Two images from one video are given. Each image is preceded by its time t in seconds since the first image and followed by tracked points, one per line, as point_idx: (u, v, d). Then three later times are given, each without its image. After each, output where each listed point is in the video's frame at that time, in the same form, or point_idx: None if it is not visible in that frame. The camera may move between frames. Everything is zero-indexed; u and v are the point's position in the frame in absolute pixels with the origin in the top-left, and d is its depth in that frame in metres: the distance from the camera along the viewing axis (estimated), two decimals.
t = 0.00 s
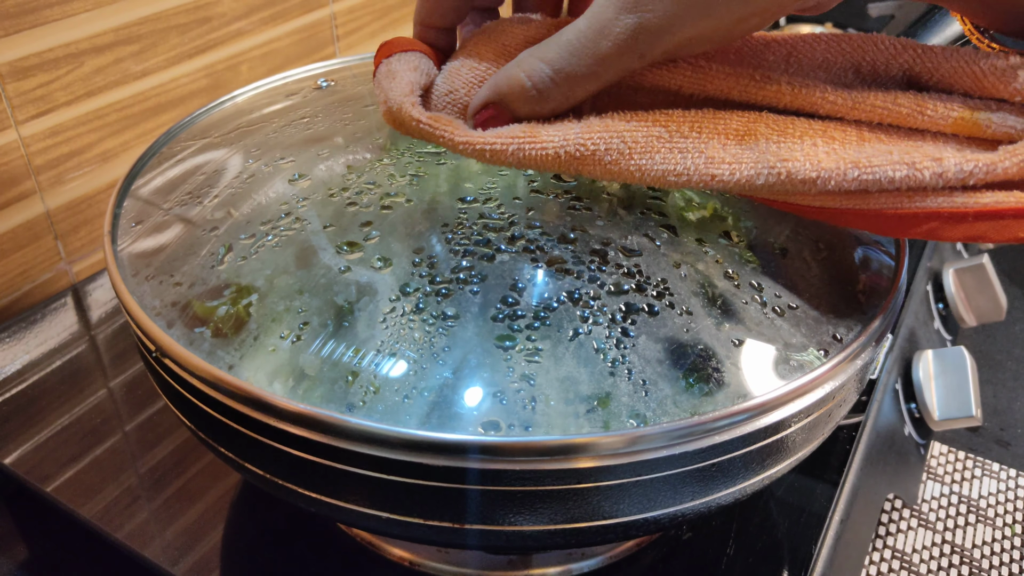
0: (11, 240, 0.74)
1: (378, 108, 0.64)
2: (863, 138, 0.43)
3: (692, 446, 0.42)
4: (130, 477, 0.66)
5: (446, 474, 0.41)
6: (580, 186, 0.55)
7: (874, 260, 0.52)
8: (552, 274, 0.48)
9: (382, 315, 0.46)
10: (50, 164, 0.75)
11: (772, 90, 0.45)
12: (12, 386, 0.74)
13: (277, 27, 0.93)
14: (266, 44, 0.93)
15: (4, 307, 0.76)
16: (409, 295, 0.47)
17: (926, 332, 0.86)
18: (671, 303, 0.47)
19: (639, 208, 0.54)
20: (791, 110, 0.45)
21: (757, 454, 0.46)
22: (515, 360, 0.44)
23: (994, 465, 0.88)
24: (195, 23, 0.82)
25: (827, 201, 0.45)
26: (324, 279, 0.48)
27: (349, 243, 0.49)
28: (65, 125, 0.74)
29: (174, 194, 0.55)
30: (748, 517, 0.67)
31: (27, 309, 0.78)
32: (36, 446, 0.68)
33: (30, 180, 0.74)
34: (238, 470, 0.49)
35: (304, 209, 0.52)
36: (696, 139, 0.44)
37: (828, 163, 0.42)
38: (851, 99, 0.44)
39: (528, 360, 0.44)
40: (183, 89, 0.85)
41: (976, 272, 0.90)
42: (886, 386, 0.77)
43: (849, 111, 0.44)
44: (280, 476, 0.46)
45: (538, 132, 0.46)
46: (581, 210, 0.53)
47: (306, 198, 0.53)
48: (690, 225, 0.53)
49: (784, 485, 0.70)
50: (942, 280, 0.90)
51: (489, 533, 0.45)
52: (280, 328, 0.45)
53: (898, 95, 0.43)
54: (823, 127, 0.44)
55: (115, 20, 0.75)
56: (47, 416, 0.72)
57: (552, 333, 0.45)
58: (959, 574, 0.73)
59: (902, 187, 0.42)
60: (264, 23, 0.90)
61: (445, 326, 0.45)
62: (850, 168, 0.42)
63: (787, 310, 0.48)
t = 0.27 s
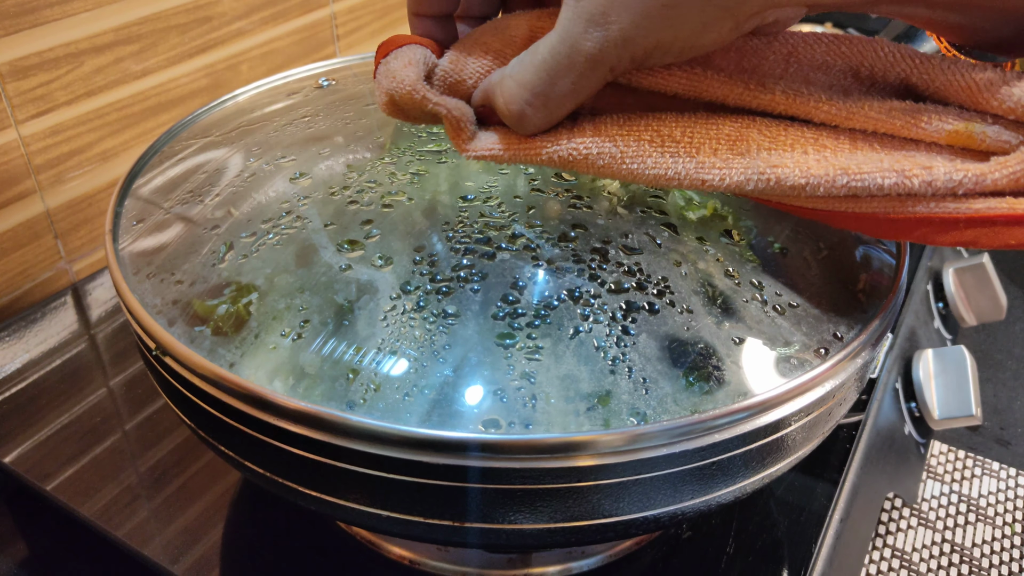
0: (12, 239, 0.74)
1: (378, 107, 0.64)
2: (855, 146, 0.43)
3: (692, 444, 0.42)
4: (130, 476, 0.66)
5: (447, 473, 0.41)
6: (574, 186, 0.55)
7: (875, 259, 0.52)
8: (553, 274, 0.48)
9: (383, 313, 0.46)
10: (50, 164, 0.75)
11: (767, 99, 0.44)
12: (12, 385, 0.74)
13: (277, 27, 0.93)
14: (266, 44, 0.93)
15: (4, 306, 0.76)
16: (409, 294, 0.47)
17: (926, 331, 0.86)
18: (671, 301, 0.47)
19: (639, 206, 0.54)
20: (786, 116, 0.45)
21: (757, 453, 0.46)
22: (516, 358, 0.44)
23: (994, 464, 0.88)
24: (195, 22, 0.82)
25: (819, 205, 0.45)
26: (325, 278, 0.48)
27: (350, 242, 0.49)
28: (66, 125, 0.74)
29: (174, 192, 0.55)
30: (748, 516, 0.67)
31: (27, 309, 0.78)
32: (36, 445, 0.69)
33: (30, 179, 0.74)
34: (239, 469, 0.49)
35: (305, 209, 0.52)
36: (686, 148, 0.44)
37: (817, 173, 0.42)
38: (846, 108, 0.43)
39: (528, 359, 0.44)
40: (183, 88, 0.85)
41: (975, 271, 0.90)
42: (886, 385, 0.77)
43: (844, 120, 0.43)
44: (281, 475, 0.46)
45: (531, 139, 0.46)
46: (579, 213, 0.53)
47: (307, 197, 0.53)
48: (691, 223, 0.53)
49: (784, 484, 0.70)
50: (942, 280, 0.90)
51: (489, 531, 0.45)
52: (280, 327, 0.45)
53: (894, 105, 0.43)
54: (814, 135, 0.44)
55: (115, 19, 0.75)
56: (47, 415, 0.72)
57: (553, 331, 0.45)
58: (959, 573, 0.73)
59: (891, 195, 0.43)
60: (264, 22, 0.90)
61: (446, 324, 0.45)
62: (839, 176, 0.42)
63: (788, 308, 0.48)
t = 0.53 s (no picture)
0: (12, 238, 0.74)
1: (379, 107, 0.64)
2: (872, 134, 0.42)
3: (692, 443, 0.42)
4: (130, 475, 0.67)
5: (448, 471, 0.41)
6: (587, 177, 0.56)
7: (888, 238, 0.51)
8: (570, 266, 0.49)
9: (412, 295, 0.47)
10: (50, 162, 0.75)
11: (782, 83, 0.42)
12: (12, 383, 0.74)
13: (277, 25, 0.93)
14: (266, 42, 0.93)
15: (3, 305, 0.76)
16: (435, 277, 0.48)
17: (926, 329, 0.87)
18: (696, 282, 0.48)
19: (653, 191, 0.55)
20: (802, 101, 0.43)
21: (758, 452, 0.46)
22: (550, 340, 0.44)
23: (994, 463, 0.87)
24: (195, 20, 0.82)
25: (835, 189, 0.44)
26: (350, 262, 0.49)
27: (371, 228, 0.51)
28: (66, 123, 0.74)
29: (176, 172, 0.56)
30: (748, 515, 0.67)
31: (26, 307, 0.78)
32: (37, 444, 0.69)
33: (30, 178, 0.74)
34: (239, 467, 0.49)
35: (313, 190, 0.54)
36: (703, 132, 0.43)
37: (832, 161, 0.41)
38: (866, 93, 0.41)
39: (562, 339, 0.45)
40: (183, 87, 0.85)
41: (975, 270, 0.90)
42: (886, 385, 0.77)
43: (863, 106, 0.42)
44: (281, 473, 0.46)
45: (545, 118, 0.46)
46: (592, 207, 0.54)
47: (316, 180, 0.55)
48: (701, 209, 0.54)
49: (784, 483, 0.70)
50: (942, 279, 0.90)
51: (489, 530, 0.45)
52: (303, 309, 0.46)
53: (913, 91, 0.41)
54: (832, 121, 0.42)
55: (116, 17, 0.75)
56: (47, 414, 0.72)
57: (585, 313, 0.46)
58: (959, 573, 0.73)
59: (907, 185, 0.41)
60: (265, 21, 0.90)
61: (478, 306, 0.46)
62: (854, 165, 0.41)
63: (812, 286, 0.48)
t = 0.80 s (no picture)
0: (12, 238, 0.74)
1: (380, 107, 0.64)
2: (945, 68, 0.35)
3: (690, 442, 0.42)
4: (131, 474, 0.67)
5: (449, 470, 0.41)
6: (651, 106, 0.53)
7: (910, 179, 0.50)
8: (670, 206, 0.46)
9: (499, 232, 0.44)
10: (50, 162, 0.75)
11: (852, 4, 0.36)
12: (12, 382, 0.74)
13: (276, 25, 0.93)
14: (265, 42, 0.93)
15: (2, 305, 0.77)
16: (523, 215, 0.45)
17: (927, 330, 0.87)
18: (787, 212, 0.47)
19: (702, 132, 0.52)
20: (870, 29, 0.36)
21: (757, 452, 0.46)
22: (661, 278, 0.42)
23: (994, 463, 0.87)
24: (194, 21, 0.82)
25: (909, 129, 0.38)
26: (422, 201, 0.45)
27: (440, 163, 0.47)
28: (66, 123, 0.75)
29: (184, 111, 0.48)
30: (749, 514, 0.67)
31: (25, 307, 0.79)
32: (36, 444, 0.69)
33: (30, 178, 0.74)
34: (238, 466, 0.49)
35: (364, 123, 0.50)
36: (768, 64, 0.37)
37: (908, 92, 0.36)
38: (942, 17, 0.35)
39: (674, 277, 0.42)
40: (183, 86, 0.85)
41: (976, 269, 0.90)
42: (886, 385, 0.77)
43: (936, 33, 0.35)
44: (280, 472, 0.46)
45: (600, 37, 0.39)
46: (668, 131, 0.52)
47: (362, 112, 0.51)
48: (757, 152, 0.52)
49: (785, 482, 0.70)
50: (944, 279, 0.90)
51: (488, 530, 0.45)
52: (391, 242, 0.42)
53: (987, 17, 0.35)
54: (907, 48, 0.36)
55: (115, 17, 0.74)
56: (46, 414, 0.72)
57: (690, 244, 0.44)
58: (959, 572, 0.72)
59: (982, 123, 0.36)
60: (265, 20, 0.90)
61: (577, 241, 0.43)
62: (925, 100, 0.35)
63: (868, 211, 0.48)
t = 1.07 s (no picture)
0: (14, 232, 0.75)
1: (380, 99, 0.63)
2: None
3: (692, 438, 0.42)
4: (133, 469, 0.67)
5: (451, 467, 0.41)
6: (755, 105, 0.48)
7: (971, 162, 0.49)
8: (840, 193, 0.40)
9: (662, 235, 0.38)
10: (53, 157, 0.75)
11: None
12: (14, 377, 0.74)
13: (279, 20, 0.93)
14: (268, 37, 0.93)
15: (5, 301, 0.76)
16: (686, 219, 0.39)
17: (929, 328, 0.86)
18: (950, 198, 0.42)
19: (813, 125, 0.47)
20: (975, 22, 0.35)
21: (759, 449, 0.46)
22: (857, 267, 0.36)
23: (996, 460, 0.85)
24: (196, 16, 0.82)
25: None
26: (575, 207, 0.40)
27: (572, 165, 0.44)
28: (68, 117, 0.74)
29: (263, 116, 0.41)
30: (750, 512, 0.67)
31: (31, 302, 0.79)
32: (38, 438, 0.69)
33: (32, 173, 0.74)
34: (240, 462, 0.49)
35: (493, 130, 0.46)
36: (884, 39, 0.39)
37: None
38: None
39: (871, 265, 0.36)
40: (185, 82, 0.85)
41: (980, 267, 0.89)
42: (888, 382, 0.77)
43: None
44: (282, 468, 0.46)
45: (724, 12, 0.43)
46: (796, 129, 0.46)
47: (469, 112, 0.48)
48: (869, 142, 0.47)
49: (786, 479, 0.70)
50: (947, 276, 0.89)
51: (488, 526, 0.45)
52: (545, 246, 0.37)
53: None
54: None
55: (117, 12, 0.74)
56: (48, 409, 0.72)
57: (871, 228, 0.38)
58: (961, 569, 0.69)
59: None
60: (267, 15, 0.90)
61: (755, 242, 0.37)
62: None
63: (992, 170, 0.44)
